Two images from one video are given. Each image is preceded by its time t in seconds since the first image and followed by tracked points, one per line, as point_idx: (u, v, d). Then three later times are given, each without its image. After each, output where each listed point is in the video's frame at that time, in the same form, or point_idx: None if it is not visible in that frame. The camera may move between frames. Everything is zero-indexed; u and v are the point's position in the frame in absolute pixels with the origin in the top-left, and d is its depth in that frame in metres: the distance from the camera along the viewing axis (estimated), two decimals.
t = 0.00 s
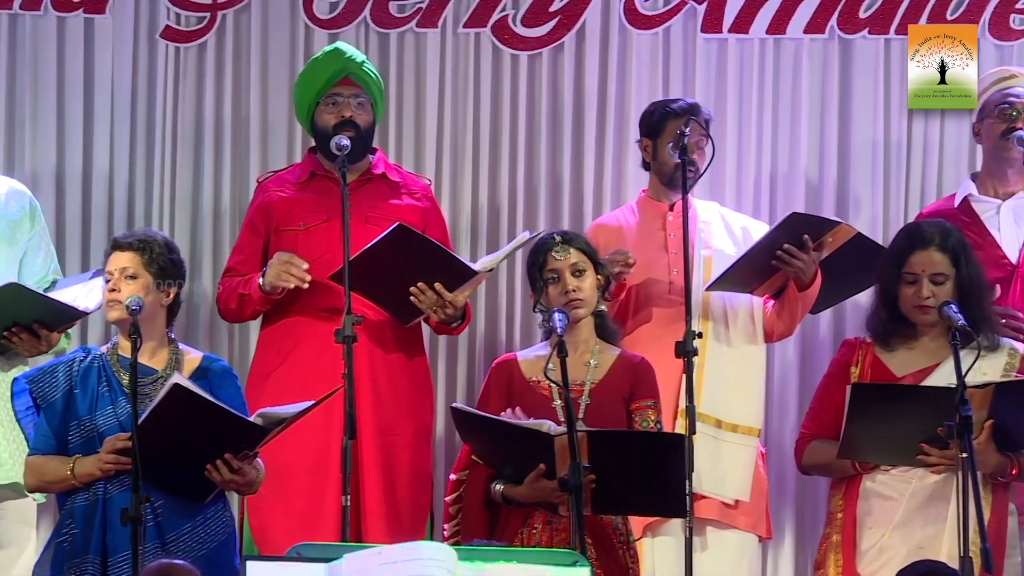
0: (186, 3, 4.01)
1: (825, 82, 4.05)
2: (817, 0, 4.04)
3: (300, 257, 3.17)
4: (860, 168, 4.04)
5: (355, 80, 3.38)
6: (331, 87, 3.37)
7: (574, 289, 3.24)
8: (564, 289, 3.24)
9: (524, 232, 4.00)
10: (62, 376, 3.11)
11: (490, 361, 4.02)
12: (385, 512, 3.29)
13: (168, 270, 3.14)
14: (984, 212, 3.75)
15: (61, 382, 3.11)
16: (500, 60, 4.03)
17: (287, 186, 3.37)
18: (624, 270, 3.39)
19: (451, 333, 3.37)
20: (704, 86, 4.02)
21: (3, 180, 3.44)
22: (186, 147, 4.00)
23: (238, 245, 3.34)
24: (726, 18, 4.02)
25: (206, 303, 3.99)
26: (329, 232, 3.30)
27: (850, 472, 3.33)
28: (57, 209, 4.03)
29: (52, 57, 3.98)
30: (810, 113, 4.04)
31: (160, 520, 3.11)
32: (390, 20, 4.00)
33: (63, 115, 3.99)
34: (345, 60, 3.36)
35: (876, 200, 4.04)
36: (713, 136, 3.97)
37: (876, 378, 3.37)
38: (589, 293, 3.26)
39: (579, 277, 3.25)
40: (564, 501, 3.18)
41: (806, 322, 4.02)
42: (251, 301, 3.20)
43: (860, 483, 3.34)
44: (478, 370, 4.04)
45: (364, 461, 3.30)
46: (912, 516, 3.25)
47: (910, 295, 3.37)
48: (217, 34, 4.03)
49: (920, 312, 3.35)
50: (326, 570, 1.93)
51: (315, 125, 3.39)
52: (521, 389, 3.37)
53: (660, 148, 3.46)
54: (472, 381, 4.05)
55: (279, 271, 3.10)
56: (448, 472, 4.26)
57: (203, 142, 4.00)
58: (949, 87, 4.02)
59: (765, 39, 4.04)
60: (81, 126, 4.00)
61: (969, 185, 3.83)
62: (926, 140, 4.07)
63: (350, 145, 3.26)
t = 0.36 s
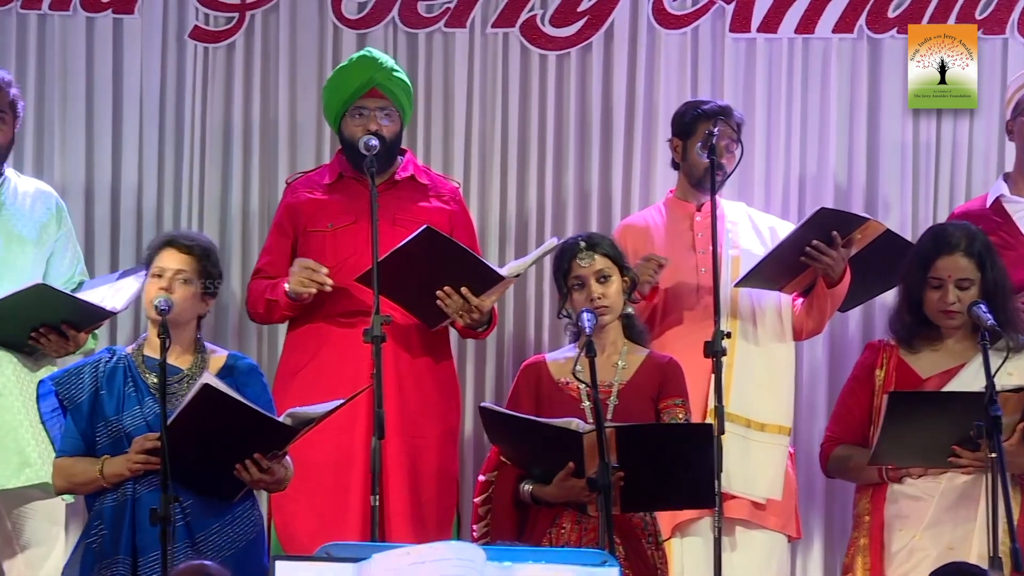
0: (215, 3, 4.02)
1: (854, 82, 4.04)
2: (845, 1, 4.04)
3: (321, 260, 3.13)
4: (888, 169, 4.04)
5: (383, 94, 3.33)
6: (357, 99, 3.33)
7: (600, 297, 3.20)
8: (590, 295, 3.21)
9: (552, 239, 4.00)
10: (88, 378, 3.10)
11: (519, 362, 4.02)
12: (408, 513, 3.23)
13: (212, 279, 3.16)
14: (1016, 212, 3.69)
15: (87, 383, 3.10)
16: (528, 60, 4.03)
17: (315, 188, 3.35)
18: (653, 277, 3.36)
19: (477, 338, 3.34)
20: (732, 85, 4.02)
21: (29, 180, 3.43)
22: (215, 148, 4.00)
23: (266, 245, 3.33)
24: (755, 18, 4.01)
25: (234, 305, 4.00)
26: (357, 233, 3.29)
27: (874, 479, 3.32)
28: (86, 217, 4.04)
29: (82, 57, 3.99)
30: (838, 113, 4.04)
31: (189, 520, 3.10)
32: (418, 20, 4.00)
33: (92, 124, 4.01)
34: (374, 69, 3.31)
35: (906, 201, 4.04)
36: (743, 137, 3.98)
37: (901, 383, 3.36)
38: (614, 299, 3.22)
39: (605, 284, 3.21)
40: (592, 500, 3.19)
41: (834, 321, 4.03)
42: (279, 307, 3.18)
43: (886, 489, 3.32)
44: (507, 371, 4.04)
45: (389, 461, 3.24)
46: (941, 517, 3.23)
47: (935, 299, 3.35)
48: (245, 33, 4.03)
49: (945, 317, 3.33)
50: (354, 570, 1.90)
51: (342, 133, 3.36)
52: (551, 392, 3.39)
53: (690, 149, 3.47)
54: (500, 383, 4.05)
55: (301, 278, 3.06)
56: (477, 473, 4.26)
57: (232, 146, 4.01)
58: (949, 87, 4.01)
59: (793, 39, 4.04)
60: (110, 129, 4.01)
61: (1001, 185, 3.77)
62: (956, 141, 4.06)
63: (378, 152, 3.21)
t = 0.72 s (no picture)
0: (250, 3, 4.01)
1: (889, 82, 4.05)
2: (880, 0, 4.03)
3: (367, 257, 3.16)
4: (924, 171, 4.05)
5: (417, 85, 3.33)
6: (392, 92, 3.33)
7: (633, 295, 3.19)
8: (624, 294, 3.20)
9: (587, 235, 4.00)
10: (129, 371, 3.13)
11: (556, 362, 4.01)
12: (444, 512, 3.23)
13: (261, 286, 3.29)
14: None
15: (127, 378, 3.13)
16: (564, 60, 4.03)
17: (351, 189, 3.36)
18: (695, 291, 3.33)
19: (514, 338, 3.33)
20: (767, 86, 4.02)
21: (64, 181, 3.44)
22: (251, 147, 4.00)
23: (303, 247, 3.34)
24: (791, 18, 4.02)
25: (271, 305, 4.00)
26: (391, 234, 3.27)
27: (910, 478, 3.27)
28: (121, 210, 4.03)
29: (118, 57, 3.99)
30: (874, 113, 4.04)
31: (228, 520, 3.11)
32: (454, 20, 4.00)
33: (127, 113, 4.00)
34: (407, 63, 3.31)
35: (941, 202, 4.05)
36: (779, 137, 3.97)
37: (934, 381, 3.34)
38: (648, 297, 3.21)
39: (638, 282, 3.20)
40: (628, 498, 3.19)
41: (870, 321, 4.02)
42: (321, 304, 3.20)
43: (922, 487, 3.28)
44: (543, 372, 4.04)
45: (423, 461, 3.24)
46: (978, 516, 3.20)
47: (965, 297, 3.33)
48: (281, 33, 4.03)
49: (976, 314, 3.32)
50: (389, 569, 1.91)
51: (378, 129, 3.36)
52: (583, 392, 3.36)
53: (723, 147, 3.46)
54: (535, 383, 4.05)
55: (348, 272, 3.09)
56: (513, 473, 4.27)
57: (267, 139, 4.01)
58: (949, 87, 4.02)
59: (829, 38, 4.04)
60: (146, 124, 4.00)
61: None
62: (992, 141, 4.05)
63: (415, 148, 3.22)
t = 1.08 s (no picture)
0: (284, 3, 4.01)
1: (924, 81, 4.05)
2: None
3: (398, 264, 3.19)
4: (961, 171, 4.02)
5: (448, 81, 3.29)
6: (423, 88, 3.29)
7: (668, 290, 3.18)
8: (658, 288, 3.19)
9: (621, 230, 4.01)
10: (170, 372, 3.17)
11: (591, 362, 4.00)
12: (481, 515, 3.24)
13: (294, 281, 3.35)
14: None
15: (169, 378, 3.17)
16: (598, 60, 4.03)
17: (385, 190, 3.35)
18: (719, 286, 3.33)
19: (551, 335, 3.34)
20: (802, 86, 4.02)
21: (99, 181, 3.45)
22: (286, 146, 4.01)
23: (338, 249, 3.34)
24: (826, 17, 4.01)
25: (305, 305, 4.00)
26: (426, 235, 3.27)
27: (947, 473, 3.26)
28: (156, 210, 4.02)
29: (153, 56, 3.99)
30: (909, 112, 4.04)
31: (271, 520, 3.12)
32: (488, 20, 4.00)
33: (162, 113, 3.99)
34: (435, 60, 3.28)
35: (977, 203, 4.03)
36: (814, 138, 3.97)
37: (975, 378, 3.35)
38: (682, 294, 3.19)
39: (674, 278, 3.19)
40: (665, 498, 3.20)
41: (905, 320, 4.02)
42: (357, 308, 3.21)
43: (959, 483, 3.27)
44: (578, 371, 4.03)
45: (461, 462, 3.24)
46: (1013, 515, 3.19)
47: (1010, 296, 3.34)
48: (315, 34, 4.03)
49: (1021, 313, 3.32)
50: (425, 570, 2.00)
51: (411, 129, 3.31)
52: (618, 387, 3.35)
53: (751, 145, 3.41)
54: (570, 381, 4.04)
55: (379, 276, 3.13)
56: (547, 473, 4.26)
57: (302, 139, 4.01)
58: (950, 87, 4.01)
59: (864, 38, 4.03)
60: (181, 123, 3.99)
61: None
62: None
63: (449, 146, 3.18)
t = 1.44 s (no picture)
0: (322, 3, 4.02)
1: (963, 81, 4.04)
2: None
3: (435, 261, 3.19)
4: (999, 172, 4.02)
5: (480, 77, 3.26)
6: (457, 85, 3.27)
7: (704, 290, 3.19)
8: (695, 287, 3.20)
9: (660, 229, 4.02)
10: (213, 374, 3.20)
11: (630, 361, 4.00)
12: (519, 509, 3.24)
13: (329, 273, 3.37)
14: None
15: (212, 379, 3.21)
16: (637, 59, 4.03)
17: (422, 189, 3.36)
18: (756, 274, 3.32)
19: (590, 333, 3.35)
20: (841, 85, 4.03)
21: (137, 181, 3.44)
22: (325, 146, 4.01)
23: (377, 250, 3.35)
24: (864, 17, 4.01)
25: (344, 305, 4.00)
26: (464, 235, 3.27)
27: (987, 476, 3.26)
28: (195, 210, 4.02)
29: (192, 56, 4.00)
30: (948, 111, 4.04)
31: (312, 518, 3.14)
32: (526, 20, 4.00)
33: (201, 113, 4.00)
34: (467, 58, 3.24)
35: (1015, 203, 4.03)
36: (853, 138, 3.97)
37: (1014, 380, 3.36)
38: (718, 295, 3.20)
39: (712, 278, 3.19)
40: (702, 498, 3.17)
41: (944, 319, 4.01)
42: (396, 308, 3.22)
43: (999, 485, 3.27)
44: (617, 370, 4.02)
45: (500, 462, 3.25)
46: None
47: None
48: (354, 33, 4.03)
49: None
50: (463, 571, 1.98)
51: (446, 126, 3.29)
52: (654, 387, 3.31)
53: (789, 146, 3.39)
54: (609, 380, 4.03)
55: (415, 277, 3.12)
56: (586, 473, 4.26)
57: (340, 141, 4.01)
58: (950, 87, 4.01)
59: (902, 37, 4.03)
60: (220, 121, 4.00)
61: None
62: None
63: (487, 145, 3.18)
